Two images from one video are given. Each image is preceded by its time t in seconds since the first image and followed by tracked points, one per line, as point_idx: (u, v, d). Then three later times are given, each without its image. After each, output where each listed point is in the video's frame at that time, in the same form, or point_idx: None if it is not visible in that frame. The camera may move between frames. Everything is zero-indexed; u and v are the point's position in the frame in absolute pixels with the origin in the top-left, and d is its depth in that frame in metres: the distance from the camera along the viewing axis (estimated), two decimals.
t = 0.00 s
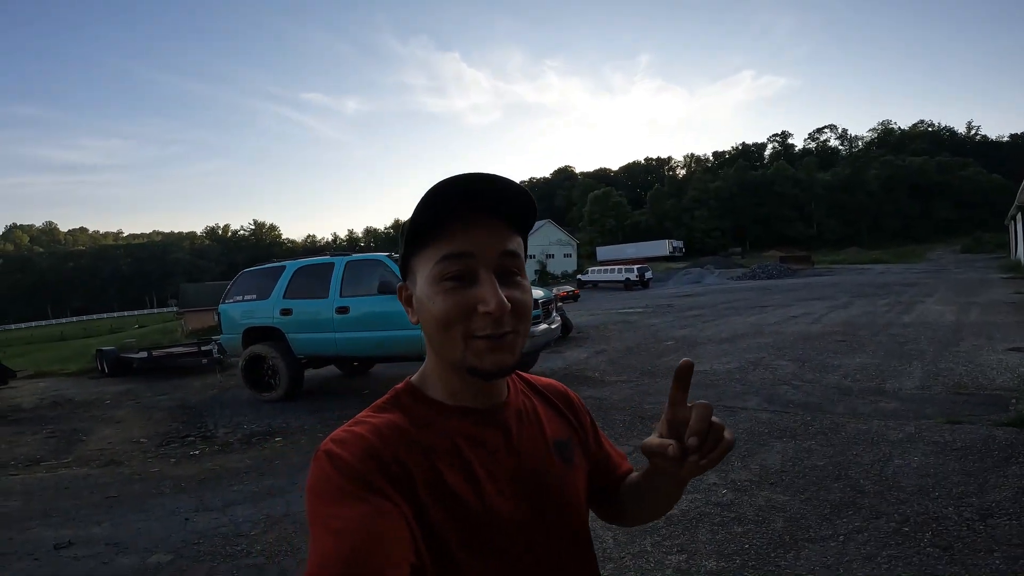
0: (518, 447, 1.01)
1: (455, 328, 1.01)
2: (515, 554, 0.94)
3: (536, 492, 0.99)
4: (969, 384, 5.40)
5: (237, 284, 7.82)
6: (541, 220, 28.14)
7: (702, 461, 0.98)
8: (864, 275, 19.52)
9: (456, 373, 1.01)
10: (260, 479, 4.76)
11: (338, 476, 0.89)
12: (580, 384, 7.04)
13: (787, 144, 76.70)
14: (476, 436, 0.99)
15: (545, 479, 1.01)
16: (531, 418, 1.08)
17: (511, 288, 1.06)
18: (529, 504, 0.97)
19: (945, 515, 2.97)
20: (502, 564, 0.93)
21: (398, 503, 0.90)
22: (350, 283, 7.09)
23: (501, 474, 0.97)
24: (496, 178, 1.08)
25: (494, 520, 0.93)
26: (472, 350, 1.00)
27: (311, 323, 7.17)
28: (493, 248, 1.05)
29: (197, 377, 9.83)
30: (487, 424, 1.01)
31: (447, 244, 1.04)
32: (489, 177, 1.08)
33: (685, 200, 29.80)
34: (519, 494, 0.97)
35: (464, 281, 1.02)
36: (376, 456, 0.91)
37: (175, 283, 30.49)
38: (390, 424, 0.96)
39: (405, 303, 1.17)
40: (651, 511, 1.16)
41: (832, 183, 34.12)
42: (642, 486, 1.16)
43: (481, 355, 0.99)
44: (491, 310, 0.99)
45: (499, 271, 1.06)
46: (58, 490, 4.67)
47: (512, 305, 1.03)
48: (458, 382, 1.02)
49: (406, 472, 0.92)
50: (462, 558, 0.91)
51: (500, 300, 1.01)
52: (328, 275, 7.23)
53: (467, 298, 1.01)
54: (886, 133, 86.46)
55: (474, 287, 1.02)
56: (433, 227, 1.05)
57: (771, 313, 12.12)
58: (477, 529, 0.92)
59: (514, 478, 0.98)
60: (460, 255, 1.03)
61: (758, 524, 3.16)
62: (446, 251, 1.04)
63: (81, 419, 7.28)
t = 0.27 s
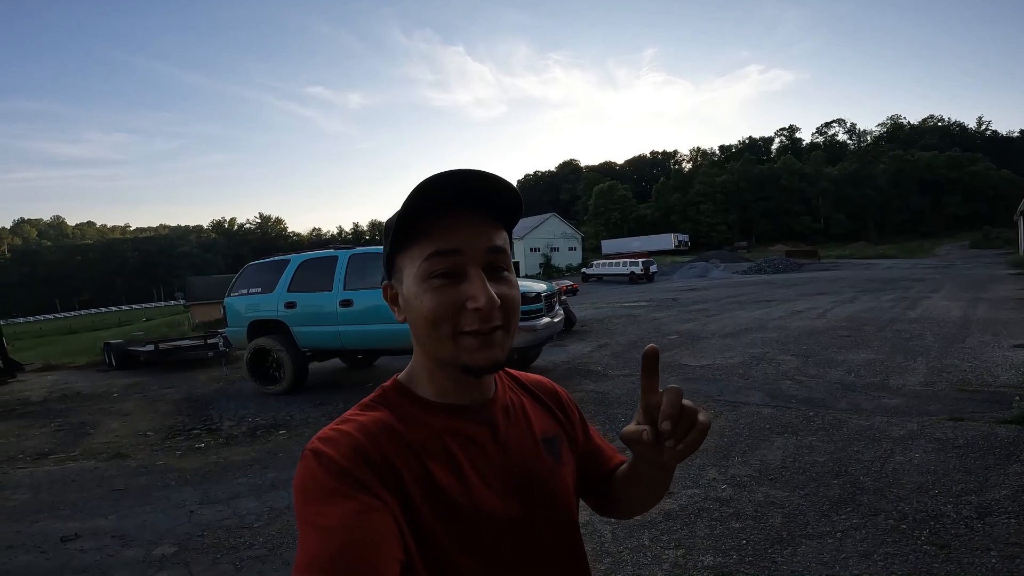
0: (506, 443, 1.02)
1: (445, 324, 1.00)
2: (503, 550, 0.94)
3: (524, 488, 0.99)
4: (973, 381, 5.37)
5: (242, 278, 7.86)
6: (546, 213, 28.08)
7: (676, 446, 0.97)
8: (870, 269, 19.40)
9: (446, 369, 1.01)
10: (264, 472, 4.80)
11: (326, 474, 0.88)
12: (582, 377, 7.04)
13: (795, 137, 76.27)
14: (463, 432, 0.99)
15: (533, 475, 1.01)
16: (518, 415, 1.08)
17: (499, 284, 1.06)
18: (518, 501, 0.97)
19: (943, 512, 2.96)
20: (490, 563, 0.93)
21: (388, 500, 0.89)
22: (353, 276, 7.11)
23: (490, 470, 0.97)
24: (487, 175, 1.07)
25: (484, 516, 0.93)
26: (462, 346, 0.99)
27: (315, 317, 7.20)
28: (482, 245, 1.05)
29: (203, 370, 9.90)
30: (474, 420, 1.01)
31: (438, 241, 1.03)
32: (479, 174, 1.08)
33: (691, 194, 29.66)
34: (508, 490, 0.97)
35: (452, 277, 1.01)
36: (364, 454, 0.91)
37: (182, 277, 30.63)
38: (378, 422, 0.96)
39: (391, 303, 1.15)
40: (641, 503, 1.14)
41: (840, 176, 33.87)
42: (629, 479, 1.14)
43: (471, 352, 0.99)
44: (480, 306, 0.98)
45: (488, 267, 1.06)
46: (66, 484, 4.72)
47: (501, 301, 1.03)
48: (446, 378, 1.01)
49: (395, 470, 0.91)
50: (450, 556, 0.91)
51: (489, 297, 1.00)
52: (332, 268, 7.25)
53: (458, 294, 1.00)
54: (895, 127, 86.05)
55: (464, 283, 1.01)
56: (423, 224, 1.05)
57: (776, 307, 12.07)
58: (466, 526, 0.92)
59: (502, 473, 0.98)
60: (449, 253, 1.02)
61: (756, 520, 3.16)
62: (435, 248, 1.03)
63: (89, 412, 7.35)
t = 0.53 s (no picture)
0: (484, 436, 0.96)
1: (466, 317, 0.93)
2: (486, 549, 0.89)
3: (506, 483, 0.94)
4: (973, 377, 5.34)
5: (245, 270, 7.87)
6: (550, 206, 27.99)
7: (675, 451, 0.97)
8: (875, 264, 19.29)
9: (452, 362, 0.93)
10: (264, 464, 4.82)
11: (300, 475, 0.80)
12: (582, 370, 7.04)
13: (801, 131, 75.79)
14: (443, 427, 0.93)
15: (514, 470, 0.96)
16: (491, 407, 1.03)
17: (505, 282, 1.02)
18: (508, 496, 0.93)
19: (936, 510, 2.94)
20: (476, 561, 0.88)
21: (365, 503, 0.82)
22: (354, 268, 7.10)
23: (471, 464, 0.92)
24: (512, 170, 1.02)
25: (466, 514, 0.88)
26: (479, 341, 0.94)
27: (316, 308, 7.20)
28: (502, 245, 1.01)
29: (205, 361, 9.94)
30: (453, 414, 0.95)
31: (474, 231, 0.96)
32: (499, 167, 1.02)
33: (696, 187, 29.51)
34: (491, 486, 0.92)
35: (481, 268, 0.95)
36: (340, 452, 0.84)
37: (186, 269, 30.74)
38: (351, 418, 0.88)
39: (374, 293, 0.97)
40: (623, 491, 1.15)
41: (846, 171, 33.63)
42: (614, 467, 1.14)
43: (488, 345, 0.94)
44: (512, 294, 0.95)
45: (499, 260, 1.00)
46: (69, 475, 4.75)
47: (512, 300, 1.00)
48: (437, 372, 0.94)
49: (374, 469, 0.85)
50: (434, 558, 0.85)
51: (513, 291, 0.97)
52: (333, 260, 7.25)
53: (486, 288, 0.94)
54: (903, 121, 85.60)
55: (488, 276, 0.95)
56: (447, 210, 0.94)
57: (778, 301, 12.02)
58: (450, 525, 0.87)
59: (482, 468, 0.92)
60: (479, 242, 0.95)
61: (749, 516, 3.15)
62: (460, 236, 0.94)
63: (92, 404, 7.39)
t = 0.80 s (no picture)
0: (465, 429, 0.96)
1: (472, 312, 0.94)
2: (472, 537, 0.89)
3: (490, 475, 0.94)
4: (970, 373, 5.32)
5: (244, 261, 7.87)
6: (551, 199, 27.91)
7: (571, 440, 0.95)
8: (876, 259, 19.20)
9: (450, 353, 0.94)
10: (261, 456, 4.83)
11: (287, 474, 0.77)
12: (579, 363, 7.04)
13: (805, 125, 75.42)
14: (427, 419, 0.92)
15: (496, 462, 0.96)
16: (467, 400, 1.03)
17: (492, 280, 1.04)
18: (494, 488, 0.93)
19: (925, 507, 2.93)
20: (462, 554, 0.88)
21: (352, 503, 0.80)
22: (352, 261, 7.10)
23: (456, 457, 0.91)
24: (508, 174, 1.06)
25: (452, 507, 0.87)
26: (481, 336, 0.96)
27: (315, 300, 7.20)
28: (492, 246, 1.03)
29: (205, 353, 9.96)
30: (436, 408, 0.94)
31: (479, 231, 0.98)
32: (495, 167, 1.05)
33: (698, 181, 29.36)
34: (476, 478, 0.92)
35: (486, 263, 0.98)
36: (327, 447, 0.81)
37: (187, 262, 30.75)
38: (335, 412, 0.85)
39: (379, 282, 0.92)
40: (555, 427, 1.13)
41: (849, 165, 33.46)
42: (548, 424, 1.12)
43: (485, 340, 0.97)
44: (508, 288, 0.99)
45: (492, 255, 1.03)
46: (68, 467, 4.77)
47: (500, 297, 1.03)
48: (429, 363, 0.93)
49: (362, 465, 0.82)
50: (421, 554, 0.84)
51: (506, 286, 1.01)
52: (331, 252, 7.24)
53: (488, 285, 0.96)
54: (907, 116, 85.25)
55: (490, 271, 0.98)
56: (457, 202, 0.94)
57: (778, 296, 11.98)
58: (438, 520, 0.86)
59: (465, 459, 0.92)
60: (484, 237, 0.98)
61: (740, 510, 3.14)
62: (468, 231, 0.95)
63: (92, 396, 7.42)
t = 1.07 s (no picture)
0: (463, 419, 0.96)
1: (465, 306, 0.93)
2: (471, 530, 0.89)
3: (489, 465, 0.94)
4: (962, 370, 5.34)
5: (238, 255, 7.85)
6: (548, 194, 27.88)
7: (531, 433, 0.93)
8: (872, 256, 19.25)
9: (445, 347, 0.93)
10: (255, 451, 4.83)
11: (287, 473, 0.76)
12: (574, 358, 7.04)
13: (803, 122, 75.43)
14: (426, 412, 0.91)
15: (495, 451, 0.96)
16: (463, 390, 1.03)
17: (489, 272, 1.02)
18: (494, 481, 0.93)
19: (914, 504, 2.95)
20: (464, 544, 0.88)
21: (353, 498, 0.79)
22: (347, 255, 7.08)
23: (456, 447, 0.91)
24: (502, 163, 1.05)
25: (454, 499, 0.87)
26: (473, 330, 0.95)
27: (310, 294, 7.18)
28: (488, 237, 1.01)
29: (200, 347, 9.94)
30: (434, 398, 0.94)
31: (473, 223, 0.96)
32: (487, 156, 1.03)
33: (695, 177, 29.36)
34: (476, 469, 0.92)
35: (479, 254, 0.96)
36: (327, 444, 0.81)
37: (182, 256, 30.62)
38: (334, 407, 0.85)
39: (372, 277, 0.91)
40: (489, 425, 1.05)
41: (846, 162, 33.50)
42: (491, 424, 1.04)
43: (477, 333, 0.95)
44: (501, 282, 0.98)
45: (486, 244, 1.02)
46: (61, 462, 4.75)
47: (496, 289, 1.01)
48: (424, 357, 0.92)
49: (362, 459, 0.82)
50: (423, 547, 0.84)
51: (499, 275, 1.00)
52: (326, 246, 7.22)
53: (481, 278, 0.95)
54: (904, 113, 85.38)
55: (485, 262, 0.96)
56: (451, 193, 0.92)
57: (774, 292, 12.00)
58: (440, 512, 0.86)
59: (464, 450, 0.92)
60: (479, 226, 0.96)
61: (731, 506, 3.15)
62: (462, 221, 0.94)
63: (86, 390, 7.40)
